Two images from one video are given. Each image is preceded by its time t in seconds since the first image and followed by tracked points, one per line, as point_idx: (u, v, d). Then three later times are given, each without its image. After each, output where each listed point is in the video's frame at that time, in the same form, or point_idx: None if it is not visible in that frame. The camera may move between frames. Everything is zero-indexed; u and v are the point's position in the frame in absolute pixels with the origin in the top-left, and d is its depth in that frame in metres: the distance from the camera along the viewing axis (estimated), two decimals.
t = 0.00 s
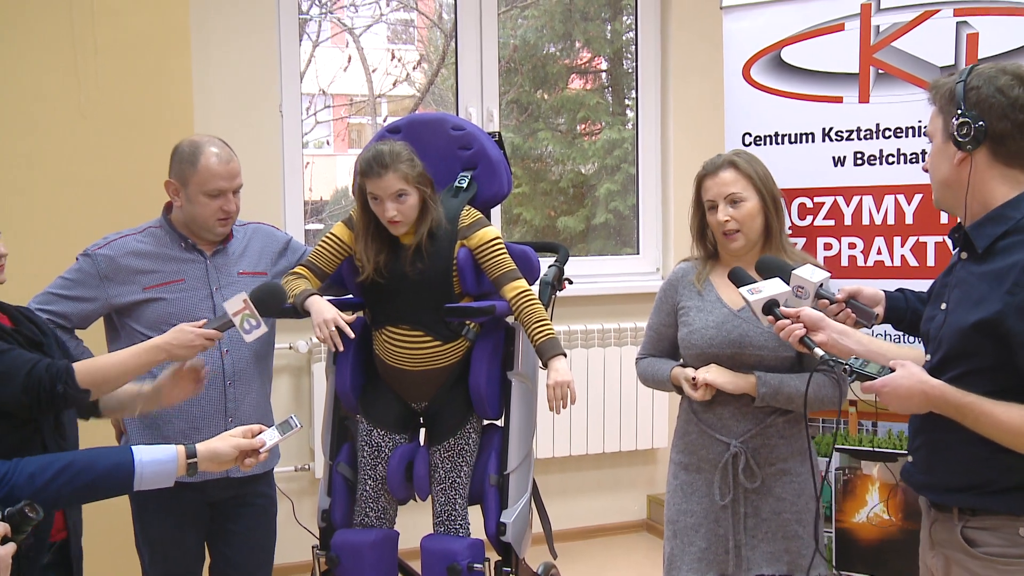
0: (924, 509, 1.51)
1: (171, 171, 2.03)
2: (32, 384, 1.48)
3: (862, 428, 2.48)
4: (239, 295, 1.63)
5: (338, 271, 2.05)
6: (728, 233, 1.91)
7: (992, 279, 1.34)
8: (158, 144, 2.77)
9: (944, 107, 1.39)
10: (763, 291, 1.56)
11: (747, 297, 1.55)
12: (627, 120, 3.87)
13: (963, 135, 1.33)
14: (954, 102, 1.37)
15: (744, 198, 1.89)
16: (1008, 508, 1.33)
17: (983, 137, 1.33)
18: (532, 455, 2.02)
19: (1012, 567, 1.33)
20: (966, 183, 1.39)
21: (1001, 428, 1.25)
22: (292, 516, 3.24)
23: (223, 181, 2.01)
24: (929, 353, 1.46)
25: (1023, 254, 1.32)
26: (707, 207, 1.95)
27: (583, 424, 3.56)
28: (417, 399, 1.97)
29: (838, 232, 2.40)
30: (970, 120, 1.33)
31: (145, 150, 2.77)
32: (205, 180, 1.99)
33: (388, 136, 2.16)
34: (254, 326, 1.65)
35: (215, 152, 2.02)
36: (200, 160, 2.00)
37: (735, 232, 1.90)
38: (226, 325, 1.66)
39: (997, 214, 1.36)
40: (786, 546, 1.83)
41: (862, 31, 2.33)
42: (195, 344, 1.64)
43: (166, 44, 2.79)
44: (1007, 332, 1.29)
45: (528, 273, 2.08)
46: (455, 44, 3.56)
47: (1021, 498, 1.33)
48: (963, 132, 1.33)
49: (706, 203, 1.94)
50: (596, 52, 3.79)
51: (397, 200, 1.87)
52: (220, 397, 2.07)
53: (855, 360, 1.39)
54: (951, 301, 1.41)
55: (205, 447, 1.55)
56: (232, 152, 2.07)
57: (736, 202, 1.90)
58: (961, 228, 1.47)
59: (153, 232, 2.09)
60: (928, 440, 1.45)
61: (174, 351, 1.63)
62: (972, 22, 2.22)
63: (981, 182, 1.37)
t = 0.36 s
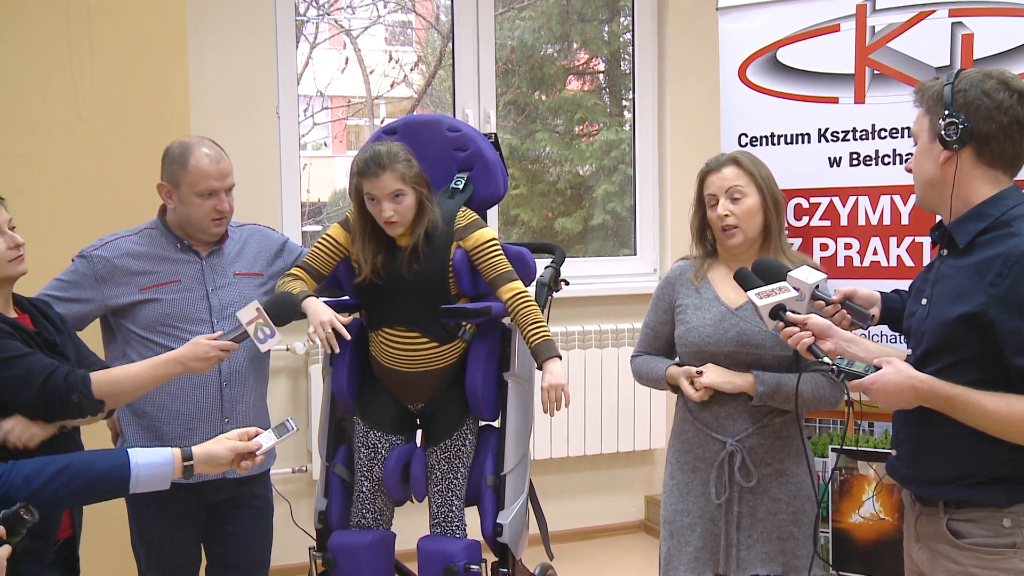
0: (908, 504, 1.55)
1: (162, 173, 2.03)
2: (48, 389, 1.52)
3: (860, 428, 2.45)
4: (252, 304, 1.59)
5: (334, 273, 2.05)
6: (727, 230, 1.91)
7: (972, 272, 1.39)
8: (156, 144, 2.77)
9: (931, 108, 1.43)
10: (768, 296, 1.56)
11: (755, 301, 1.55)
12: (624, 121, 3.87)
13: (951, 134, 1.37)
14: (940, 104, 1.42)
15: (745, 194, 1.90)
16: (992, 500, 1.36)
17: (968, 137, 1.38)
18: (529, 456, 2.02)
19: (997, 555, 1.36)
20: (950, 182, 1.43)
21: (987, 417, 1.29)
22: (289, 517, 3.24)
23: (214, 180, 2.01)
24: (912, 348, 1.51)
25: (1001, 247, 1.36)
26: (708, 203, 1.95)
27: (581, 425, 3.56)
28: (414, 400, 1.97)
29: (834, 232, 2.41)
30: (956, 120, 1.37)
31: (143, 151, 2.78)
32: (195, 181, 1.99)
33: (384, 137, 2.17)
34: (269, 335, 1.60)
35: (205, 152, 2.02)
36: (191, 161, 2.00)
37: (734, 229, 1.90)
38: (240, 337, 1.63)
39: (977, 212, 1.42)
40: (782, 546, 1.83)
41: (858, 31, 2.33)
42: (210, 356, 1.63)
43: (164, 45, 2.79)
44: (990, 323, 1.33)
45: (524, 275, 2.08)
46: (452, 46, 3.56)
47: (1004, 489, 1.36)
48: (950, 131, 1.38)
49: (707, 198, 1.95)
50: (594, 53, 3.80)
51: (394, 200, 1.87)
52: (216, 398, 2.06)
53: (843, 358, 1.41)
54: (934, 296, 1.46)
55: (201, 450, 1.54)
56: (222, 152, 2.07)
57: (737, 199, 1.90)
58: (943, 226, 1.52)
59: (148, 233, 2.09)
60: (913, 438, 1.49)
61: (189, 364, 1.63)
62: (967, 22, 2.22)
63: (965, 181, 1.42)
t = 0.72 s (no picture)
0: (901, 502, 1.55)
1: (156, 170, 2.03)
2: (43, 395, 1.54)
3: (857, 427, 2.50)
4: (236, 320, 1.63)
5: (332, 271, 2.04)
6: (726, 228, 1.90)
7: (962, 271, 1.39)
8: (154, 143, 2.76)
9: (925, 112, 1.43)
10: (767, 296, 1.55)
11: (756, 302, 1.54)
12: (623, 119, 3.87)
13: (950, 139, 1.37)
14: (935, 108, 1.42)
15: (743, 192, 1.90)
16: (985, 492, 1.37)
17: (965, 142, 1.38)
18: (527, 455, 2.02)
19: (989, 540, 1.36)
20: (946, 185, 1.44)
21: (981, 410, 1.29)
22: (288, 516, 3.24)
23: (207, 174, 2.01)
24: (901, 346, 1.51)
25: (990, 245, 1.37)
26: (706, 203, 1.95)
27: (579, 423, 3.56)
28: (411, 399, 1.97)
29: (832, 231, 2.41)
30: (955, 124, 1.37)
31: (142, 150, 2.77)
32: (188, 175, 1.99)
33: (382, 136, 2.16)
34: (253, 351, 1.63)
35: (199, 147, 2.03)
36: (183, 156, 2.00)
37: (734, 227, 1.90)
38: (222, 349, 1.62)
39: (965, 213, 1.43)
40: (782, 544, 1.83)
41: (855, 30, 2.33)
42: (191, 367, 1.63)
43: (162, 44, 2.79)
44: (982, 318, 1.34)
45: (521, 273, 2.08)
46: (450, 44, 3.55)
47: (997, 482, 1.36)
48: (949, 136, 1.38)
49: (704, 199, 1.95)
50: (593, 52, 3.79)
51: (402, 196, 1.87)
52: (214, 397, 2.06)
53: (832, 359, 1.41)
54: (925, 295, 1.46)
55: (197, 448, 1.54)
56: (215, 148, 2.07)
57: (735, 197, 1.90)
58: (932, 228, 1.53)
59: (145, 231, 2.09)
60: (905, 438, 1.49)
61: (170, 374, 1.62)
62: (965, 21, 2.22)
63: (960, 185, 1.43)
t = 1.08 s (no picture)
0: (896, 503, 1.55)
1: (151, 167, 2.05)
2: (43, 399, 1.54)
3: (857, 426, 2.49)
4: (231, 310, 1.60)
5: (332, 271, 2.04)
6: (723, 229, 1.90)
7: (954, 271, 1.39)
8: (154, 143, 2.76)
9: (916, 116, 1.43)
10: (763, 296, 1.56)
11: (751, 301, 1.55)
12: (623, 119, 3.86)
13: (938, 141, 1.37)
14: (925, 112, 1.42)
15: (739, 193, 1.90)
16: (976, 499, 1.36)
17: (954, 144, 1.38)
18: (526, 454, 2.02)
19: (981, 548, 1.36)
20: (936, 188, 1.44)
21: (970, 410, 1.29)
22: (288, 516, 3.24)
23: (200, 167, 2.02)
24: (896, 347, 1.51)
25: (981, 245, 1.37)
26: (702, 205, 1.94)
27: (579, 423, 3.56)
28: (410, 399, 1.97)
29: (832, 230, 2.40)
30: (943, 127, 1.38)
31: (141, 150, 2.77)
32: (181, 168, 2.00)
33: (381, 135, 2.16)
34: (248, 340, 1.60)
35: (193, 142, 2.04)
36: (176, 150, 2.02)
37: (731, 228, 1.90)
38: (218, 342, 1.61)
39: (959, 214, 1.42)
40: (784, 544, 1.83)
41: (855, 30, 2.32)
42: (190, 364, 1.62)
43: (162, 44, 2.79)
44: (972, 318, 1.33)
45: (520, 273, 2.07)
46: (450, 44, 3.55)
47: (987, 488, 1.36)
48: (938, 138, 1.38)
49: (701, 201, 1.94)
50: (593, 51, 3.79)
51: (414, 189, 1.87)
52: (214, 397, 2.06)
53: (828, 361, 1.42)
54: (920, 296, 1.46)
55: (196, 447, 1.54)
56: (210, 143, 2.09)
57: (731, 198, 1.90)
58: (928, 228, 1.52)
59: (144, 231, 2.08)
60: (899, 436, 1.49)
61: (168, 370, 1.62)
62: (965, 20, 2.21)
63: (950, 187, 1.43)
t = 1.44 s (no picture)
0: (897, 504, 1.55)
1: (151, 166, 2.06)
2: (45, 403, 1.54)
3: (858, 427, 2.48)
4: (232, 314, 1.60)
5: (333, 271, 2.04)
6: (723, 231, 1.90)
7: (950, 273, 1.39)
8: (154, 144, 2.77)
9: (908, 120, 1.44)
10: (759, 302, 1.57)
11: (747, 308, 1.55)
12: (624, 120, 3.86)
13: (927, 144, 1.38)
14: (916, 115, 1.43)
15: (738, 194, 1.90)
16: (972, 501, 1.36)
17: (945, 146, 1.38)
18: (527, 455, 2.02)
19: (976, 550, 1.36)
20: (929, 190, 1.44)
21: (963, 411, 1.29)
22: (289, 516, 3.24)
23: (198, 162, 2.03)
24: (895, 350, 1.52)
25: (973, 247, 1.36)
26: (701, 207, 1.94)
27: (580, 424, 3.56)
28: (411, 400, 1.97)
29: (833, 231, 2.40)
30: (933, 130, 1.38)
31: (142, 151, 2.78)
32: (179, 164, 2.02)
33: (383, 136, 2.16)
34: (251, 344, 1.61)
35: (192, 140, 2.06)
36: (175, 147, 2.03)
37: (731, 230, 1.90)
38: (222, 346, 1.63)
39: (954, 217, 1.42)
40: (787, 544, 1.83)
41: (856, 30, 2.32)
42: (191, 366, 1.63)
43: (163, 46, 2.79)
44: (964, 319, 1.33)
45: (521, 274, 2.07)
46: (452, 45, 3.55)
47: (982, 490, 1.36)
48: (928, 141, 1.38)
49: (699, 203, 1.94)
50: (594, 52, 3.79)
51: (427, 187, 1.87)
52: (216, 399, 2.07)
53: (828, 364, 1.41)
54: (917, 299, 1.46)
55: (197, 449, 1.54)
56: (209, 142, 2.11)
57: (730, 200, 1.90)
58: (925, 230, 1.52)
59: (146, 233, 2.09)
60: (897, 438, 1.49)
61: (169, 373, 1.62)
62: (965, 20, 2.21)
63: (943, 188, 1.43)
